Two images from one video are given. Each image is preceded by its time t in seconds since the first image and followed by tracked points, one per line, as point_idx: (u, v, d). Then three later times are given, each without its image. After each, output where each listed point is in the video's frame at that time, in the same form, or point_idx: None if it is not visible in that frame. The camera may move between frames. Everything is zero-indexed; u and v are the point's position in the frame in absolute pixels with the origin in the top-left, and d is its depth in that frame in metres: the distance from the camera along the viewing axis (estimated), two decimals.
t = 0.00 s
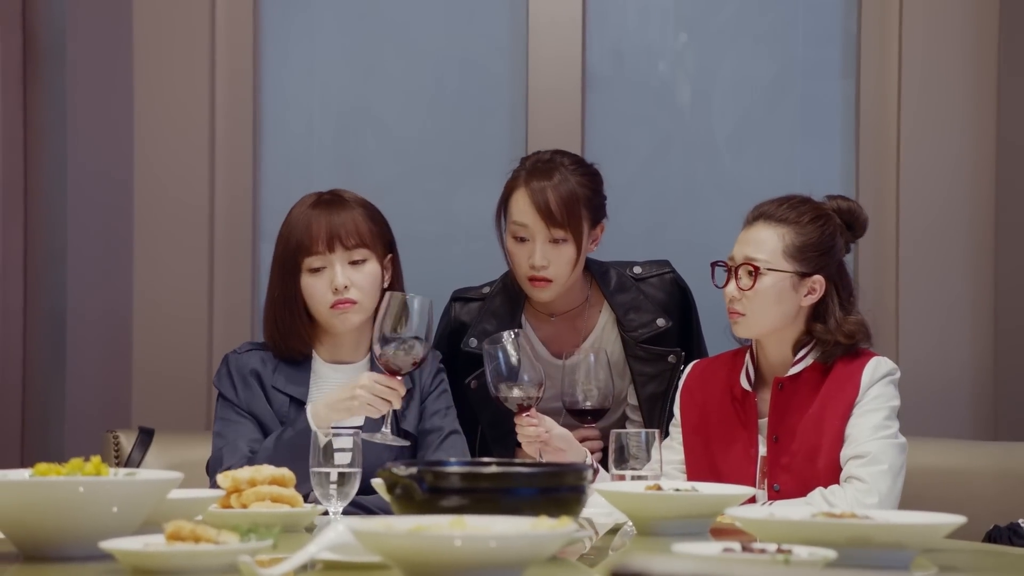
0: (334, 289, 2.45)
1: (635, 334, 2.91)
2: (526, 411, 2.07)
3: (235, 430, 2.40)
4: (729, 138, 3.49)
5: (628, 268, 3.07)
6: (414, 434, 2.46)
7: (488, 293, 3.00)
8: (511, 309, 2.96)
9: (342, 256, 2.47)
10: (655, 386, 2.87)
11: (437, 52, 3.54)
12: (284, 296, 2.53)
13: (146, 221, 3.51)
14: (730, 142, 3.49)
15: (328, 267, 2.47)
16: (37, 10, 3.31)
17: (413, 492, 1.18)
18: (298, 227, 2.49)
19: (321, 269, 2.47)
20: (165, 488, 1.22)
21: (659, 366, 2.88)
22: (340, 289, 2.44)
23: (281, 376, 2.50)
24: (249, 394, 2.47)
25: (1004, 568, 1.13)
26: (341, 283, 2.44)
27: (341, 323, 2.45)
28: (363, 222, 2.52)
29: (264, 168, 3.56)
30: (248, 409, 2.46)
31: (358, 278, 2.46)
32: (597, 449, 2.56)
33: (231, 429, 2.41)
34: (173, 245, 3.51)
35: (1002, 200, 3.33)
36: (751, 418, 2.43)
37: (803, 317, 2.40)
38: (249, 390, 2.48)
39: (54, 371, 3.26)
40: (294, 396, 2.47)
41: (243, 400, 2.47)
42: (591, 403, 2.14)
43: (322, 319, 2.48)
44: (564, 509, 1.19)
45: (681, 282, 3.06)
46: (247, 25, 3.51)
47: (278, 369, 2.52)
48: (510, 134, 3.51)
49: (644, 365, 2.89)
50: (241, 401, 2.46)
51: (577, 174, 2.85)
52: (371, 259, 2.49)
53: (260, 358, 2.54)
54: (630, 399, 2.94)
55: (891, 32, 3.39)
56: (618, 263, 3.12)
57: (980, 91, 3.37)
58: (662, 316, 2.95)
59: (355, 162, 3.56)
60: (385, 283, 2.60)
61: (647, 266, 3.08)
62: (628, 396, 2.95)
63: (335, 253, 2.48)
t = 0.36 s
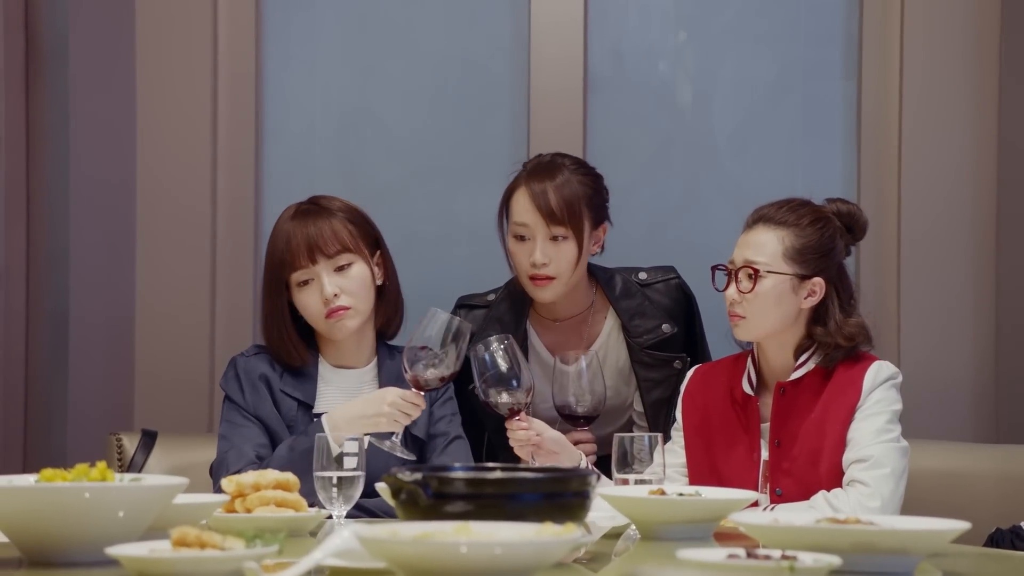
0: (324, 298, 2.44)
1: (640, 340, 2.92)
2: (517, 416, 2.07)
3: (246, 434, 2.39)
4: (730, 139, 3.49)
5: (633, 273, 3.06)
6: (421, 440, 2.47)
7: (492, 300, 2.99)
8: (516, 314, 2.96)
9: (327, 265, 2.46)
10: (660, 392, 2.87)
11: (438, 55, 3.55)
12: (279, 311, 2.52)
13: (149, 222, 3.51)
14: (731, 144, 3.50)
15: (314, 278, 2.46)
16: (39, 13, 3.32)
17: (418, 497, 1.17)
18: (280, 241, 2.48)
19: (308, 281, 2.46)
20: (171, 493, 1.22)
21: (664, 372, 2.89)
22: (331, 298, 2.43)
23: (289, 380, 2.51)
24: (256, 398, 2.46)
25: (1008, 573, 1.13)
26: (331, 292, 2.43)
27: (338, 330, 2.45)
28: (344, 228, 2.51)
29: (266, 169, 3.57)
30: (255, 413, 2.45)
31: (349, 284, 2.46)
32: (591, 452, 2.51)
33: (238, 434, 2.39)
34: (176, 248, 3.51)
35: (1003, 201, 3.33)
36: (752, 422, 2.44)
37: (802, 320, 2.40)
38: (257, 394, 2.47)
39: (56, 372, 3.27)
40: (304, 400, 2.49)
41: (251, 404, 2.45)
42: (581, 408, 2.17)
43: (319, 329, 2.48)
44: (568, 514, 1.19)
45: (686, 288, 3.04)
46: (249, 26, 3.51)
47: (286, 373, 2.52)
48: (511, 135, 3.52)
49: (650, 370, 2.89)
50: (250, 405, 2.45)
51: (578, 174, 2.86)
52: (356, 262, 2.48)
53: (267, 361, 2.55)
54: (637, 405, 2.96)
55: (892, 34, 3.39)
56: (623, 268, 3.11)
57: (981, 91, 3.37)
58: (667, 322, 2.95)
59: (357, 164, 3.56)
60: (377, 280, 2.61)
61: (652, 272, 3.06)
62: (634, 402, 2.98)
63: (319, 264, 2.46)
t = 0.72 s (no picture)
0: (330, 303, 2.45)
1: (651, 323, 2.93)
2: (523, 419, 2.09)
3: (251, 437, 2.39)
4: (732, 141, 3.49)
5: (644, 259, 3.07)
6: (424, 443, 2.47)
7: (502, 285, 2.98)
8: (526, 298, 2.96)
9: (332, 270, 2.47)
10: (669, 376, 2.90)
11: (440, 57, 3.55)
12: (282, 314, 2.52)
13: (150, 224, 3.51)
14: (733, 146, 3.50)
15: (320, 282, 2.47)
16: (41, 15, 3.33)
17: (422, 503, 1.18)
18: (285, 243, 2.48)
19: (314, 286, 2.47)
20: (177, 499, 1.22)
21: (674, 357, 2.91)
22: (337, 303, 2.44)
23: (294, 384, 2.51)
24: (262, 401, 2.46)
25: None
26: (336, 298, 2.44)
27: (344, 335, 2.46)
28: (348, 232, 2.51)
29: (268, 170, 3.57)
30: (260, 416, 2.45)
31: (354, 289, 2.47)
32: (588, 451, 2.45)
33: (243, 436, 2.39)
34: (177, 249, 3.51)
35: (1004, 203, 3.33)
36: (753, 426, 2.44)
37: (807, 324, 2.41)
38: (263, 397, 2.47)
39: (58, 373, 3.28)
40: (309, 403, 2.50)
41: (256, 406, 2.45)
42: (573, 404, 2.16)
43: (324, 333, 2.49)
44: (573, 520, 1.19)
45: (697, 275, 3.06)
46: (250, 27, 3.52)
47: (291, 376, 2.53)
48: (513, 136, 3.52)
49: (661, 355, 2.91)
50: (255, 409, 2.45)
51: (579, 151, 2.85)
52: (361, 267, 2.49)
53: (272, 363, 2.55)
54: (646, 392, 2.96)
55: (893, 35, 3.40)
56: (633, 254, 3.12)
57: (982, 94, 3.38)
58: (678, 308, 2.96)
59: (358, 166, 3.56)
60: (382, 282, 2.63)
61: (664, 258, 3.08)
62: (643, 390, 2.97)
63: (324, 270, 2.47)
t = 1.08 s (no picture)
0: (332, 305, 2.45)
1: (664, 309, 2.93)
2: (540, 413, 2.10)
3: (251, 438, 2.39)
4: (730, 140, 3.50)
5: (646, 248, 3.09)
6: (424, 443, 2.48)
7: (503, 292, 2.98)
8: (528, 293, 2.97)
9: (334, 271, 2.47)
10: (692, 357, 2.91)
11: (438, 56, 3.55)
12: (281, 315, 2.52)
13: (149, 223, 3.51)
14: (732, 146, 3.50)
15: (322, 284, 2.47)
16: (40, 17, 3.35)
17: (424, 506, 1.18)
18: (286, 245, 2.48)
19: (316, 287, 2.47)
20: (179, 502, 1.22)
21: (692, 337, 2.92)
22: (338, 305, 2.44)
23: (294, 385, 2.51)
24: (262, 403, 2.45)
25: None
26: (338, 299, 2.44)
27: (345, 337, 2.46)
28: (351, 233, 2.51)
29: (266, 168, 3.57)
30: (261, 417, 2.44)
31: (356, 291, 2.47)
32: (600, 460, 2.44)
33: (244, 438, 2.39)
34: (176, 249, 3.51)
35: (1003, 203, 3.33)
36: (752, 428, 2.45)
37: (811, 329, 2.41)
38: (263, 399, 2.46)
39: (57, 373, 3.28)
40: (308, 404, 2.49)
41: (257, 408, 2.45)
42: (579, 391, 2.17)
43: (325, 335, 2.49)
44: (573, 523, 1.19)
45: (701, 255, 3.07)
46: (249, 26, 3.51)
47: (291, 377, 2.53)
48: (511, 135, 3.52)
49: (678, 338, 2.92)
50: (254, 410, 2.45)
51: (574, 148, 2.84)
52: (363, 269, 2.50)
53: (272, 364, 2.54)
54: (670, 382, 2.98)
55: (891, 36, 3.40)
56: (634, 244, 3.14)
57: (981, 94, 3.38)
58: (689, 289, 2.96)
59: (357, 165, 3.56)
60: (383, 284, 2.63)
61: (665, 244, 3.09)
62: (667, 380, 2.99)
63: (326, 271, 2.47)
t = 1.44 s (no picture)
0: (333, 305, 2.45)
1: (641, 305, 2.92)
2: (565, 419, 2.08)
3: (251, 439, 2.39)
4: (730, 141, 3.50)
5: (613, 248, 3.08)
6: (423, 444, 2.48)
7: (481, 311, 2.92)
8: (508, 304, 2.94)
9: (336, 272, 2.47)
10: (672, 349, 2.92)
11: (439, 55, 3.55)
12: (281, 315, 2.52)
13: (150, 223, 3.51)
14: (732, 146, 3.50)
15: (323, 284, 2.47)
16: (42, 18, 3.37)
17: (427, 509, 1.18)
18: (288, 245, 2.48)
19: (316, 287, 2.47)
20: (183, 504, 1.23)
21: (671, 331, 2.93)
22: (340, 305, 2.45)
23: (294, 386, 2.52)
24: (262, 403, 2.46)
25: None
26: (340, 299, 2.45)
27: (346, 336, 2.47)
28: (353, 233, 2.51)
29: (267, 167, 3.57)
30: (260, 418, 2.45)
31: (358, 291, 2.48)
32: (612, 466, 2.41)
33: (244, 438, 2.39)
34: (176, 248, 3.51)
35: (1003, 203, 3.33)
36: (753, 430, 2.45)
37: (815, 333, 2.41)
38: (263, 399, 2.47)
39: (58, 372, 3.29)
40: (308, 406, 2.50)
41: (256, 408, 2.45)
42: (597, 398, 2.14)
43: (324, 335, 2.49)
44: (575, 526, 1.20)
45: (664, 251, 3.09)
46: (250, 26, 3.52)
47: (291, 378, 2.53)
48: (512, 134, 3.52)
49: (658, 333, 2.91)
50: (254, 411, 2.45)
51: (535, 160, 2.80)
52: (365, 269, 2.50)
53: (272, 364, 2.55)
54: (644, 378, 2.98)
55: (891, 37, 3.40)
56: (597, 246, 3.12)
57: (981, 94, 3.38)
58: (661, 282, 2.97)
59: (358, 164, 3.56)
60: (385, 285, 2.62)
61: (630, 244, 3.10)
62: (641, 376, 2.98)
63: (328, 271, 2.47)
